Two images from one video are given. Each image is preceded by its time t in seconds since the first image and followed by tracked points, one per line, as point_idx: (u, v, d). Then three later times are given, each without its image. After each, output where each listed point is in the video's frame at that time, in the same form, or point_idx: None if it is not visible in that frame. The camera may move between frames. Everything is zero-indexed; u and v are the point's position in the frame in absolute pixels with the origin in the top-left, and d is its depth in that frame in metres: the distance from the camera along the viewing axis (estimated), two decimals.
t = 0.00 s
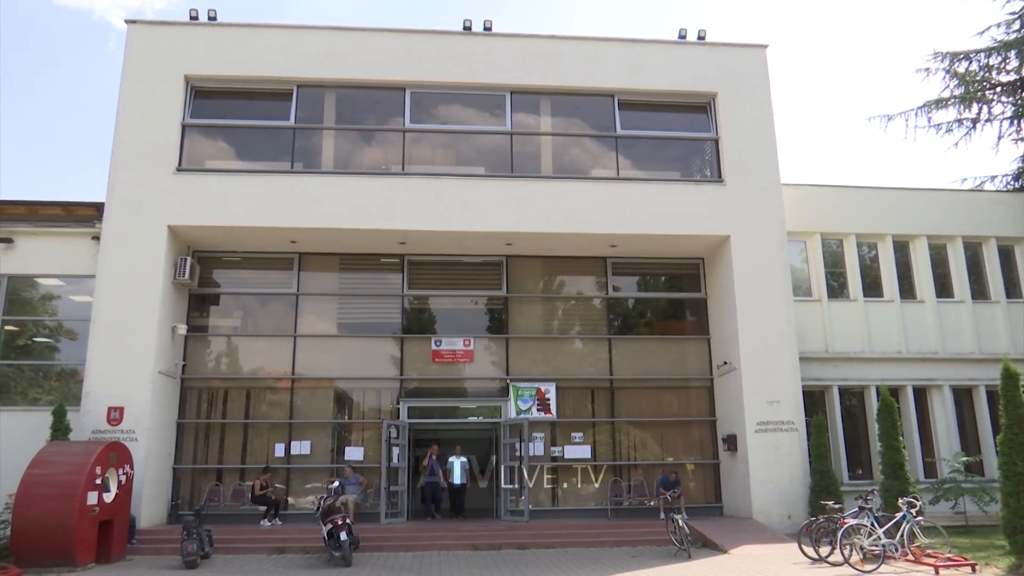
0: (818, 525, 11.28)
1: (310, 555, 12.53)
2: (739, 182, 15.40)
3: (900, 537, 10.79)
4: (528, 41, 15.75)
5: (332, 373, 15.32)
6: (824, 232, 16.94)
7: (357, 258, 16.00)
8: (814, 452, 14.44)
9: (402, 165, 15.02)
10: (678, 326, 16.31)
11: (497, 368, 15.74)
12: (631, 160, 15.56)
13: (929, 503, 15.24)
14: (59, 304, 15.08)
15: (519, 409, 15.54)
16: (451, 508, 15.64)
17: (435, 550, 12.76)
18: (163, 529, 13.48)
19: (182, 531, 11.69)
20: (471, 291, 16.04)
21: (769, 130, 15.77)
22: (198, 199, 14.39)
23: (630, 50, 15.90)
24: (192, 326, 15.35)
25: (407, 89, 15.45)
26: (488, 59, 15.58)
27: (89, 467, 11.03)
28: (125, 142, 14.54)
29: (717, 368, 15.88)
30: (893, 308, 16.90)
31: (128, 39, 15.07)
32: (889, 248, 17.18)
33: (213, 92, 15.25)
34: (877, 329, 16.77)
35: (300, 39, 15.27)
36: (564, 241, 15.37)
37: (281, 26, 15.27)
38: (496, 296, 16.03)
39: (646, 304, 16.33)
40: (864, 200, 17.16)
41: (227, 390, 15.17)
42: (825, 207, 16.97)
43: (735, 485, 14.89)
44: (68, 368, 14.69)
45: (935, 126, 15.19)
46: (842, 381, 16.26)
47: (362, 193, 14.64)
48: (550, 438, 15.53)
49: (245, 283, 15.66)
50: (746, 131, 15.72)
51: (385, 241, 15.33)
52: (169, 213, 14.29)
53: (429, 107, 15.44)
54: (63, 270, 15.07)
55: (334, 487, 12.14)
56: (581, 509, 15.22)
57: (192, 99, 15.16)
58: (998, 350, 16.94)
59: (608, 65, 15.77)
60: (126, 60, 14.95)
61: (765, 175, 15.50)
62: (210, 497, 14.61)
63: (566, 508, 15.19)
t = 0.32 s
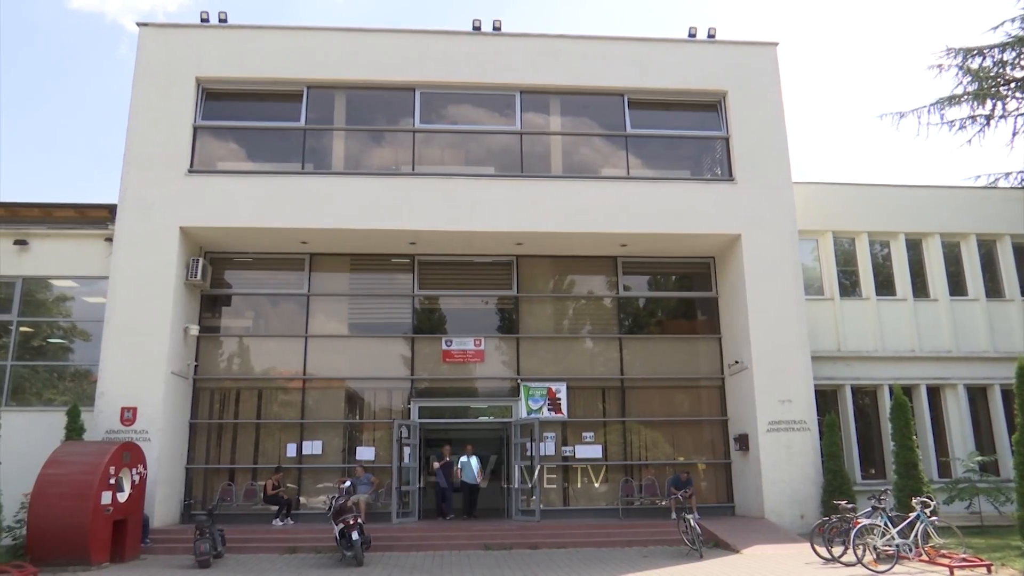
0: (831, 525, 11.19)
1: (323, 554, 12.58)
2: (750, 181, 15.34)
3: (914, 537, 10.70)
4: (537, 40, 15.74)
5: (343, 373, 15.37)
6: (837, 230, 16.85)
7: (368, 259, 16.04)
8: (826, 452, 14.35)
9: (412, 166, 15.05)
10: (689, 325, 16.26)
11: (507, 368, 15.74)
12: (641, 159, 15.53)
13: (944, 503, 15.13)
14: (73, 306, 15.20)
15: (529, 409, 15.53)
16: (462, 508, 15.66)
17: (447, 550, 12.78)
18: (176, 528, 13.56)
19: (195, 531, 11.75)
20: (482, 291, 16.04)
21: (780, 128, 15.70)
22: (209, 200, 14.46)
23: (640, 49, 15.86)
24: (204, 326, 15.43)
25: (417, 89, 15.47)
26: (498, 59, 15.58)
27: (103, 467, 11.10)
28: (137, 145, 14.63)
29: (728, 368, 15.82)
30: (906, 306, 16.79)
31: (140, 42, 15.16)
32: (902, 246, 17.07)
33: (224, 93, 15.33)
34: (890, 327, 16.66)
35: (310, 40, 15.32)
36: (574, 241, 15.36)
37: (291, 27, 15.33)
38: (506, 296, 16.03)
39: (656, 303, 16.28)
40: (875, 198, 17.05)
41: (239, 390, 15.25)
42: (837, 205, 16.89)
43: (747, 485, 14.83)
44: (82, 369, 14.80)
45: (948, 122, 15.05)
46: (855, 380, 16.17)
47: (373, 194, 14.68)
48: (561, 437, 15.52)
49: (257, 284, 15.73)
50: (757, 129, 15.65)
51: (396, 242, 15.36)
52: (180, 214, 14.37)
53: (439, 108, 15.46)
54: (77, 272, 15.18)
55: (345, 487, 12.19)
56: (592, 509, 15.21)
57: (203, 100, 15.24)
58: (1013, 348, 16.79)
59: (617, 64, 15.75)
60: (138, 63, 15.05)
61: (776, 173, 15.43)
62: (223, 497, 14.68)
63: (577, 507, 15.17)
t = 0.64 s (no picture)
0: (846, 525, 11.12)
1: (336, 554, 12.65)
2: (762, 179, 15.27)
3: (930, 538, 10.60)
4: (548, 40, 15.73)
5: (355, 373, 15.41)
6: (850, 228, 16.75)
7: (380, 259, 16.08)
8: (840, 451, 14.27)
9: (423, 166, 15.07)
10: (701, 324, 16.20)
11: (519, 368, 15.74)
12: (653, 158, 15.49)
13: (960, 503, 15.01)
14: (88, 307, 15.32)
15: (541, 409, 15.51)
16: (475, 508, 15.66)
17: (460, 549, 12.82)
18: (191, 528, 13.65)
19: (210, 530, 11.82)
20: (494, 291, 16.05)
21: (792, 126, 15.61)
22: (222, 201, 14.54)
23: (651, 48, 15.82)
24: (218, 327, 15.52)
25: (428, 90, 15.50)
26: (509, 59, 15.58)
27: (119, 467, 11.19)
28: (151, 147, 14.73)
29: (741, 367, 15.75)
30: (920, 304, 16.67)
31: (154, 45, 15.27)
32: (917, 244, 16.95)
33: (236, 95, 15.41)
34: (904, 326, 16.54)
35: (321, 42, 15.37)
36: (586, 240, 15.34)
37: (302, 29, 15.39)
38: (518, 295, 16.03)
39: (669, 302, 16.23)
40: (889, 196, 16.93)
41: (252, 390, 15.32)
42: (851, 203, 16.78)
43: (761, 485, 14.76)
44: (97, 370, 14.92)
45: (963, 119, 14.91)
46: (869, 380, 16.05)
47: (384, 195, 14.71)
48: (573, 437, 15.50)
49: (270, 285, 15.81)
50: (770, 127, 15.57)
51: (407, 242, 15.39)
52: (194, 216, 14.46)
53: (450, 108, 15.47)
54: (91, 273, 15.29)
55: (358, 487, 12.24)
56: (605, 509, 15.18)
57: (216, 102, 15.32)
58: None
59: (628, 63, 15.71)
60: (151, 66, 15.16)
61: (789, 171, 15.35)
62: (237, 497, 14.76)
63: (590, 507, 15.16)
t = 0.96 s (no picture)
0: (864, 525, 11.04)
1: (352, 553, 12.70)
2: (778, 177, 15.18)
3: (950, 538, 10.47)
4: (561, 39, 15.70)
5: (371, 373, 15.46)
6: (867, 226, 16.62)
7: (394, 259, 16.12)
8: (858, 450, 14.16)
9: (438, 166, 15.10)
10: (717, 322, 16.12)
11: (535, 367, 15.72)
12: (667, 157, 15.43)
13: (981, 503, 14.85)
14: (106, 308, 15.46)
15: (557, 409, 15.49)
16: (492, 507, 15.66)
17: (476, 548, 12.85)
18: (209, 527, 13.75)
19: (228, 529, 11.90)
20: (509, 291, 16.05)
21: (808, 123, 15.50)
22: (238, 202, 14.63)
23: (665, 46, 15.76)
24: (235, 328, 15.62)
25: (442, 90, 15.52)
26: (522, 58, 15.58)
27: (137, 467, 11.27)
28: (168, 149, 14.85)
29: (758, 366, 15.66)
30: (939, 302, 16.51)
31: (170, 48, 15.38)
32: (935, 241, 16.78)
33: (252, 97, 15.49)
34: (922, 324, 16.40)
35: (335, 43, 15.43)
36: (600, 239, 15.30)
37: (316, 30, 15.46)
38: (533, 295, 16.02)
39: (684, 301, 16.16)
40: (907, 193, 16.79)
41: (269, 391, 15.40)
42: (868, 200, 16.66)
43: (778, 484, 14.68)
44: (116, 370, 15.05)
45: (982, 115, 14.72)
46: (887, 378, 15.91)
47: (399, 195, 14.75)
48: (589, 437, 15.48)
49: (286, 286, 15.89)
50: (785, 124, 15.47)
51: (422, 242, 15.42)
52: (210, 217, 14.55)
53: (463, 108, 15.49)
54: (110, 275, 15.43)
55: (374, 487, 12.28)
56: (621, 508, 15.15)
57: (232, 104, 15.41)
58: None
59: (642, 61, 15.66)
60: (167, 69, 15.27)
61: (805, 168, 15.25)
62: (254, 496, 14.85)
63: (606, 506, 15.13)
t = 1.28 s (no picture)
0: (883, 525, 10.94)
1: (369, 552, 12.74)
2: (794, 175, 15.08)
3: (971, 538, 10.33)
4: (575, 37, 15.67)
5: (387, 373, 15.51)
6: (885, 223, 16.49)
7: (410, 260, 16.16)
8: (877, 450, 14.04)
9: (453, 166, 15.13)
10: (733, 321, 16.04)
11: (550, 367, 15.71)
12: (682, 156, 15.37)
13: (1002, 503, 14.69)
14: (125, 310, 15.59)
15: (573, 408, 15.46)
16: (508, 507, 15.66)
17: (493, 548, 12.87)
18: (227, 527, 13.84)
19: (245, 528, 11.98)
20: (524, 291, 16.05)
21: (824, 121, 15.39)
22: (254, 204, 14.71)
23: (680, 44, 15.70)
24: (252, 328, 15.72)
25: (456, 90, 15.53)
26: (537, 58, 15.57)
27: (156, 467, 11.36)
28: (185, 151, 14.96)
29: (775, 365, 15.56)
30: (958, 300, 16.34)
31: (186, 51, 15.49)
32: (954, 239, 16.62)
33: (267, 99, 15.57)
34: (942, 322, 16.24)
35: (350, 45, 15.49)
36: (616, 238, 15.27)
37: (331, 32, 15.52)
38: (548, 295, 16.01)
39: (700, 300, 16.09)
40: (925, 190, 16.64)
41: (285, 391, 15.47)
42: (885, 197, 16.53)
43: (796, 484, 14.58)
44: (134, 371, 15.18)
45: (1002, 110, 14.53)
46: (906, 377, 15.77)
47: (414, 195, 14.78)
48: (605, 437, 15.45)
49: (302, 286, 15.96)
50: (801, 122, 15.37)
51: (437, 242, 15.45)
52: (227, 219, 14.64)
53: (478, 108, 15.50)
54: (128, 276, 15.56)
55: (390, 486, 12.29)
56: (637, 508, 15.10)
57: (248, 107, 15.50)
58: None
59: (657, 60, 15.60)
60: (184, 71, 15.39)
61: (821, 166, 15.14)
62: (271, 496, 14.92)
63: (622, 506, 15.09)
